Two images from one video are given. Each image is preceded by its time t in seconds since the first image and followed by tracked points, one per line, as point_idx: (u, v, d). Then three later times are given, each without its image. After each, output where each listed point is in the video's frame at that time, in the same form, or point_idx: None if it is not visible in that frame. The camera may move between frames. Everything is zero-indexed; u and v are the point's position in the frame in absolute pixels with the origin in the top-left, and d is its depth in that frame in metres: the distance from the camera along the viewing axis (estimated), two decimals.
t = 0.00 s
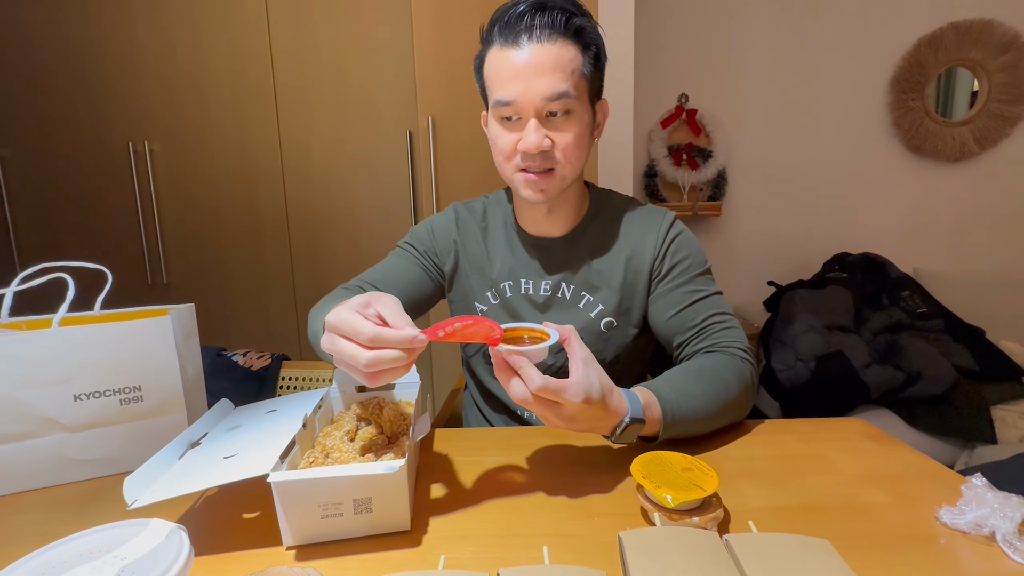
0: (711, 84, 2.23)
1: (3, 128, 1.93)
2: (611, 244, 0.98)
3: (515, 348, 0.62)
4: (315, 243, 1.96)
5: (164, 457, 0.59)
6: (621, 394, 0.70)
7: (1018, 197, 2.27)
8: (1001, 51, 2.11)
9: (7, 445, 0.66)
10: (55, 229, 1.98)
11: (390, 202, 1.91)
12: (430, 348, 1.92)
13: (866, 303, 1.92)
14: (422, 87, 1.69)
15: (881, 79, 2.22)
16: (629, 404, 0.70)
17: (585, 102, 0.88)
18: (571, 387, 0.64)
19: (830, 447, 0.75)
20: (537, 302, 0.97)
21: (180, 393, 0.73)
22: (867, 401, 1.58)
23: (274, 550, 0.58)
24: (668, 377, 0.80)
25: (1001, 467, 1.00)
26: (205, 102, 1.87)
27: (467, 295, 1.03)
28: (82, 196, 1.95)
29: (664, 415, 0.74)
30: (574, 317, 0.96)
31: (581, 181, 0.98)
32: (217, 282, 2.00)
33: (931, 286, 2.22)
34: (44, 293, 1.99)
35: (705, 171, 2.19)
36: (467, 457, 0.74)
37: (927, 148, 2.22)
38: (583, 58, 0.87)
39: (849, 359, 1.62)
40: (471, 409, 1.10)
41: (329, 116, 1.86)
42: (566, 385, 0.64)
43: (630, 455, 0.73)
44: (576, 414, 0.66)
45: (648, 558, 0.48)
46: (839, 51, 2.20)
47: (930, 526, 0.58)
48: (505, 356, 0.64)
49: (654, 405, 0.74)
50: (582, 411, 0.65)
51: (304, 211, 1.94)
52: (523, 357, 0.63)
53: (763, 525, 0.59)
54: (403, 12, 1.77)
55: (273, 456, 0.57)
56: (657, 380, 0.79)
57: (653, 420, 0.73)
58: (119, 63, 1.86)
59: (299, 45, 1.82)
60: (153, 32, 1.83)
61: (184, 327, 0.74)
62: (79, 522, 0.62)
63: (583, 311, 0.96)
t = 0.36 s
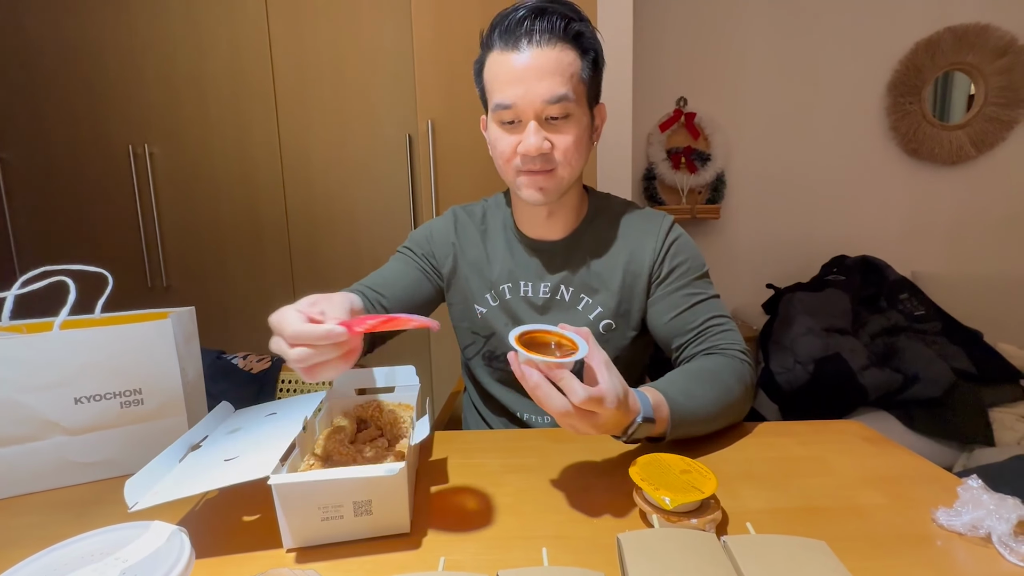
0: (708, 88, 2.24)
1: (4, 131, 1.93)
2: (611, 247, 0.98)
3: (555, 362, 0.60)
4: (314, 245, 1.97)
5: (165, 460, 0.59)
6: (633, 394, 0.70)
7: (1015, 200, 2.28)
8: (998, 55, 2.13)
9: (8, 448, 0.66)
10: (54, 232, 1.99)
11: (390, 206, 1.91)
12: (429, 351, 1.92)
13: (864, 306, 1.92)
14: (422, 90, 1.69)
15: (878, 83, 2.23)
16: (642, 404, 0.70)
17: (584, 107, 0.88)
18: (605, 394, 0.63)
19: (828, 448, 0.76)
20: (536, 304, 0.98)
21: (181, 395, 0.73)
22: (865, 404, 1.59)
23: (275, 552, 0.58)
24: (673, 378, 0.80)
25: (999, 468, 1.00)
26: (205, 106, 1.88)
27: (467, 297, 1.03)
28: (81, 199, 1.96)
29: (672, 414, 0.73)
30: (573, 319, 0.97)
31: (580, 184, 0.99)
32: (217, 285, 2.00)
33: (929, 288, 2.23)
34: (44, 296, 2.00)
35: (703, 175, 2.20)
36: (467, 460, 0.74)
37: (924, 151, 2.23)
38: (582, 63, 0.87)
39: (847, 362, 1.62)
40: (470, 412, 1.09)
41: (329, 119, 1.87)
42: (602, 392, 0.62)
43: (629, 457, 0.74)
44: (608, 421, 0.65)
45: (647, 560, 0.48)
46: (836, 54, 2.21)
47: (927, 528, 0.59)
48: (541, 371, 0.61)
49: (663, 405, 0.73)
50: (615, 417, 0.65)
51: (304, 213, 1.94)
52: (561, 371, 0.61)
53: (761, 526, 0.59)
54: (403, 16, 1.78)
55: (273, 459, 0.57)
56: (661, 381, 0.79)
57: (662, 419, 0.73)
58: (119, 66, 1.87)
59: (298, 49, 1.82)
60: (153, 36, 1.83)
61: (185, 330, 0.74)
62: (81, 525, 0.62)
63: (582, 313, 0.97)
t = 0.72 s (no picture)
0: (707, 89, 2.24)
1: (3, 133, 1.94)
2: (609, 249, 0.98)
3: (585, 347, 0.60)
4: (314, 247, 1.97)
5: (164, 461, 0.59)
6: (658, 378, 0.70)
7: (1013, 201, 2.28)
8: (995, 58, 2.13)
9: (7, 449, 0.66)
10: (53, 234, 1.99)
11: (388, 207, 1.92)
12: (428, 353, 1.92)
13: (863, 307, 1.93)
14: (421, 92, 1.70)
15: (876, 84, 2.24)
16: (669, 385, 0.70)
17: (578, 110, 0.88)
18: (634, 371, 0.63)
19: (826, 450, 0.76)
20: (534, 305, 0.98)
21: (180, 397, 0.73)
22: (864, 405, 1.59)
23: (274, 553, 0.58)
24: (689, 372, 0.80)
25: (998, 469, 1.00)
26: (204, 107, 1.88)
27: (464, 298, 1.02)
28: (81, 201, 1.96)
29: (698, 403, 0.74)
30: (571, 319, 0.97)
31: (577, 186, 0.99)
32: (216, 286, 2.00)
33: (927, 290, 2.23)
34: (43, 298, 2.00)
35: (701, 176, 2.21)
36: (466, 461, 0.74)
37: (922, 153, 2.23)
38: (575, 66, 0.88)
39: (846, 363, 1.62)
40: (468, 414, 1.09)
41: (329, 120, 1.87)
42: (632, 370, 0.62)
43: (628, 458, 0.74)
44: (650, 393, 0.64)
45: (644, 560, 0.49)
46: (834, 56, 2.22)
47: (925, 529, 0.59)
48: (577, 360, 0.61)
49: (690, 394, 0.74)
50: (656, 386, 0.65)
51: (303, 214, 1.94)
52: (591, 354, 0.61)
53: (759, 527, 0.60)
54: (402, 18, 1.78)
55: (273, 460, 0.57)
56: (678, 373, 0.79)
57: (690, 407, 0.73)
58: (119, 68, 1.87)
59: (297, 50, 1.83)
60: (153, 38, 1.84)
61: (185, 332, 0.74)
62: (80, 527, 0.62)
63: (580, 314, 0.97)
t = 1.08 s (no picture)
0: (707, 90, 2.24)
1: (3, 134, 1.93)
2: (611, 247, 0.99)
3: (714, 368, 0.61)
4: (314, 248, 1.97)
5: (164, 465, 0.59)
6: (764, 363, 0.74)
7: (1012, 202, 2.29)
8: (994, 59, 2.14)
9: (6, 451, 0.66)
10: (53, 235, 1.99)
11: (388, 208, 1.92)
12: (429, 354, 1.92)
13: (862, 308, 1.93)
14: (420, 93, 1.70)
15: (875, 86, 2.24)
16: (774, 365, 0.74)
17: (575, 111, 0.89)
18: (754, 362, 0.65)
19: (827, 451, 0.76)
20: (535, 303, 0.98)
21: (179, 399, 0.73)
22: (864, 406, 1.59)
23: (274, 555, 0.58)
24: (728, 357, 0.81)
25: (998, 470, 1.00)
26: (205, 108, 1.88)
27: (463, 301, 1.01)
28: (80, 202, 1.96)
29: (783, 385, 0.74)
30: (574, 318, 0.97)
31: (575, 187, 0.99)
32: (216, 288, 2.00)
33: (927, 290, 2.23)
34: (42, 299, 2.00)
35: (701, 177, 2.21)
36: (466, 462, 0.74)
37: (922, 154, 2.23)
38: (571, 67, 0.88)
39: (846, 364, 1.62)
40: (467, 416, 1.09)
41: (329, 122, 1.87)
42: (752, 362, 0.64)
43: (628, 459, 0.74)
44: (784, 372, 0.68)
45: (644, 561, 0.49)
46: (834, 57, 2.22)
47: (926, 530, 0.59)
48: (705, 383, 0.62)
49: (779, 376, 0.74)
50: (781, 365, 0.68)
51: (303, 216, 1.95)
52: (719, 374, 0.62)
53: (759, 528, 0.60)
54: (402, 20, 1.78)
55: (272, 462, 0.57)
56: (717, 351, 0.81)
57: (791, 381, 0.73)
58: (119, 69, 1.87)
59: (298, 52, 1.83)
60: (153, 39, 1.84)
61: (184, 334, 0.75)
62: (78, 529, 0.62)
63: (584, 312, 0.97)
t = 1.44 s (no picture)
0: (707, 90, 2.24)
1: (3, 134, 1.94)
2: (614, 248, 0.99)
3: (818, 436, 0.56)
4: (313, 248, 1.97)
5: (162, 465, 0.59)
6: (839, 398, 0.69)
7: (1012, 202, 2.29)
8: (994, 59, 2.14)
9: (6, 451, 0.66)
10: (52, 234, 1.98)
11: (388, 208, 1.91)
12: (428, 354, 1.92)
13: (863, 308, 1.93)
14: (421, 93, 1.70)
15: (875, 86, 2.24)
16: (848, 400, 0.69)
17: (593, 110, 0.90)
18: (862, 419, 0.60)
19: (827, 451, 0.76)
20: (537, 303, 0.98)
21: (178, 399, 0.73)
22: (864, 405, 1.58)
23: (273, 555, 0.58)
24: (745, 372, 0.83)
25: (998, 470, 1.00)
26: (204, 108, 1.88)
27: (463, 300, 1.01)
28: (80, 202, 1.96)
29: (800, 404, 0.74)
30: (575, 318, 0.97)
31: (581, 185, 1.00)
32: (215, 288, 2.00)
33: (927, 290, 2.23)
34: (42, 298, 2.00)
35: (701, 177, 2.21)
36: (465, 462, 0.74)
37: (922, 154, 2.23)
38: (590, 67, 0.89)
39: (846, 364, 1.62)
40: (467, 415, 1.09)
41: (329, 122, 1.87)
42: (863, 424, 0.60)
43: (628, 459, 0.74)
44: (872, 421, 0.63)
45: (644, 561, 0.49)
46: (834, 57, 2.22)
47: (926, 530, 0.59)
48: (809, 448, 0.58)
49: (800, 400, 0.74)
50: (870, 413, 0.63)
51: (303, 215, 1.95)
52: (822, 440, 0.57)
53: (759, 528, 0.60)
54: (402, 20, 1.78)
55: (271, 461, 0.57)
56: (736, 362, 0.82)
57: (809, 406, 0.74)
58: (118, 69, 1.87)
59: (298, 52, 1.83)
60: (153, 38, 1.84)
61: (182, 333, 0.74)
62: (77, 529, 0.62)
63: (585, 312, 0.97)
